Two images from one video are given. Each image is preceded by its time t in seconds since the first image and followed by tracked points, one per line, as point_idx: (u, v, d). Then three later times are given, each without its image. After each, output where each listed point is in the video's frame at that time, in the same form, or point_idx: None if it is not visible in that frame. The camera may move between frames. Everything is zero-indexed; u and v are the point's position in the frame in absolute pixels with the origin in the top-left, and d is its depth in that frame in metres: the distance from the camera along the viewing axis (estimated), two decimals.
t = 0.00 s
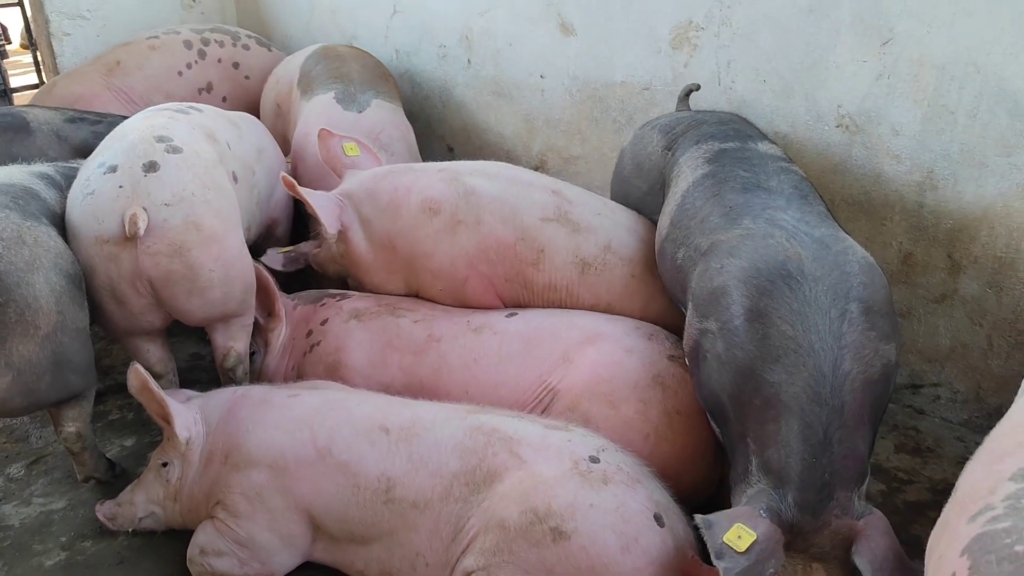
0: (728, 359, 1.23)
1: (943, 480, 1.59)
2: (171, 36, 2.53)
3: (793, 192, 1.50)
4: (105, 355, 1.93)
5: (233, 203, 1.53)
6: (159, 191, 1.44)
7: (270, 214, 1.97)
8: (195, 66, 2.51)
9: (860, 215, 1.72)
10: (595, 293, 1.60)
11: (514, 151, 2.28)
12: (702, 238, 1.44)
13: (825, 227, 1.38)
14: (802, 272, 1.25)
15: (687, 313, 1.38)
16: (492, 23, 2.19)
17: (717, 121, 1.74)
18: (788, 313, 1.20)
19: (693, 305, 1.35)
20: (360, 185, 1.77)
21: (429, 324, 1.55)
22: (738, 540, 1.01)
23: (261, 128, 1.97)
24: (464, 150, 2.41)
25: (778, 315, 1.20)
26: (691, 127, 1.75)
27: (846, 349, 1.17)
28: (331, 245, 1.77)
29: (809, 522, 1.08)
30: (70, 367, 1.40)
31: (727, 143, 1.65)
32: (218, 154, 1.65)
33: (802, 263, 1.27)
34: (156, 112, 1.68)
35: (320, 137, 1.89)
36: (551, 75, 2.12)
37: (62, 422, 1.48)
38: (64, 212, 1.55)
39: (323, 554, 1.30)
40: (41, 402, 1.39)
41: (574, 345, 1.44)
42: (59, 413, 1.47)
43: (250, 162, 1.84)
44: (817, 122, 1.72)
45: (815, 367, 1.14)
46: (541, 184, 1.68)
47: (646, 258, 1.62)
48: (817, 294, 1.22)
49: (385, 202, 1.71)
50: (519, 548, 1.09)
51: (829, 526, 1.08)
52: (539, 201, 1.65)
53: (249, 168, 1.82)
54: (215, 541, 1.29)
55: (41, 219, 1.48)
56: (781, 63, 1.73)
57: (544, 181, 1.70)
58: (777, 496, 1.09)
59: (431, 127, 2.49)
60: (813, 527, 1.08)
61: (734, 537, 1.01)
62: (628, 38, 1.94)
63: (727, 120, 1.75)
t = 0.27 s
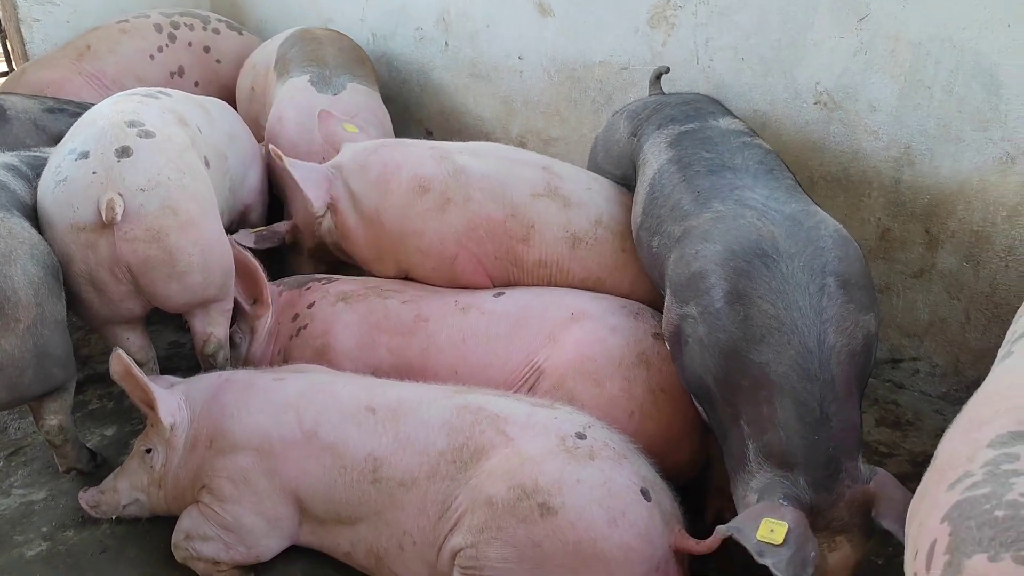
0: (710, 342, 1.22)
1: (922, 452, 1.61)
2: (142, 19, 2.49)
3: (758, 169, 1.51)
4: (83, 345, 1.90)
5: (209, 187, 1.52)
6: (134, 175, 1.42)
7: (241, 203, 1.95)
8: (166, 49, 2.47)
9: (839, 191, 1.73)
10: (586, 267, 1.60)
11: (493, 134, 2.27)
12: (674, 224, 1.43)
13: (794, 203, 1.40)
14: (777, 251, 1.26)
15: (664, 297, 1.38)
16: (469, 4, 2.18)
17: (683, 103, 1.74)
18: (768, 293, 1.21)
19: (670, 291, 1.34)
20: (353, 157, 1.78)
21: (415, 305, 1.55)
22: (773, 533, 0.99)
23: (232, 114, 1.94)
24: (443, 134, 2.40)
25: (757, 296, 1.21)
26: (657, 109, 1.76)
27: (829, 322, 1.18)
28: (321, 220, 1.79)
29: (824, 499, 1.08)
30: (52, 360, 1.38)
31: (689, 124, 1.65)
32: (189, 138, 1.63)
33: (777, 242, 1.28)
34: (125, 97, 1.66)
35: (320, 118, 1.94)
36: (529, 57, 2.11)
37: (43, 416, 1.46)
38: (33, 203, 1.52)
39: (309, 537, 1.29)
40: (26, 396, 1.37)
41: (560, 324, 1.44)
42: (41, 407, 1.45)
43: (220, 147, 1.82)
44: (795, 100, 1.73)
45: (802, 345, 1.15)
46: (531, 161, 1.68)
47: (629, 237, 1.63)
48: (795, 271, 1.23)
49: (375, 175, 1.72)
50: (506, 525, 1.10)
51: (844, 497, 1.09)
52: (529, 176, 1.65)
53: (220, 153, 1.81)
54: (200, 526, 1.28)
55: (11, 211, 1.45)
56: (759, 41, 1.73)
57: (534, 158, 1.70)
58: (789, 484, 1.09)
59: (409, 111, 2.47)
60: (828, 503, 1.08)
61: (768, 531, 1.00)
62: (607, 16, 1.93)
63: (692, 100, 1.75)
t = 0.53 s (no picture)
0: (697, 325, 1.23)
1: (902, 432, 1.62)
2: (120, 3, 2.46)
3: (725, 145, 1.51)
4: (65, 331, 1.89)
5: (190, 171, 1.51)
6: (114, 160, 1.41)
7: (219, 187, 1.94)
8: (145, 33, 2.43)
9: (821, 173, 1.74)
10: (569, 253, 1.61)
11: (477, 118, 2.26)
12: (652, 211, 1.43)
13: (766, 178, 1.41)
14: (755, 228, 1.28)
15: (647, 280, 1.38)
16: None
17: (643, 86, 1.74)
18: (751, 271, 1.22)
19: (653, 277, 1.34)
20: (354, 113, 1.75)
21: (398, 287, 1.54)
22: (779, 485, 1.00)
23: (211, 98, 1.93)
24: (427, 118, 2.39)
25: (739, 275, 1.22)
26: (629, 91, 1.75)
27: (812, 292, 1.21)
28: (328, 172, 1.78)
29: (826, 458, 1.11)
30: (31, 348, 1.38)
31: (652, 106, 1.64)
32: (169, 123, 1.62)
33: (754, 220, 1.29)
34: (102, 81, 1.64)
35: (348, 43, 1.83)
36: (512, 40, 2.10)
37: (23, 405, 1.45)
38: (10, 192, 1.51)
39: (291, 519, 1.30)
40: (5, 384, 1.38)
41: (541, 306, 1.44)
42: (20, 396, 1.45)
43: (199, 131, 1.81)
44: (778, 82, 1.73)
45: (789, 316, 1.17)
46: (518, 146, 1.67)
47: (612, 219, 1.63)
48: (774, 247, 1.25)
49: (371, 140, 1.71)
50: (487, 504, 1.11)
51: (844, 454, 1.12)
52: (515, 162, 1.64)
53: (200, 138, 1.79)
54: (181, 509, 1.29)
55: None
56: (741, 23, 1.73)
57: (521, 142, 1.69)
58: (791, 446, 1.11)
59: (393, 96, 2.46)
60: (830, 461, 1.11)
61: (774, 484, 1.00)
62: None
63: (654, 83, 1.73)
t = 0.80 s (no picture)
0: (681, 307, 1.24)
1: (900, 416, 1.62)
2: None
3: (719, 125, 1.51)
4: (71, 312, 1.90)
5: (195, 153, 1.51)
6: (119, 142, 1.42)
7: (225, 169, 1.94)
8: (148, 14, 2.42)
9: (824, 157, 1.73)
10: (570, 234, 1.61)
11: (481, 101, 2.26)
12: (648, 193, 1.44)
13: (758, 160, 1.41)
14: (739, 213, 1.28)
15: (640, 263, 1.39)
16: None
17: (645, 73, 1.74)
18: (731, 255, 1.23)
19: (644, 259, 1.35)
20: (354, 91, 1.76)
21: (401, 268, 1.55)
22: (765, 469, 1.00)
23: (216, 79, 1.93)
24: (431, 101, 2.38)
25: (720, 258, 1.23)
26: (635, 79, 1.75)
27: (793, 276, 1.21)
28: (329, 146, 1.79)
29: (808, 436, 1.11)
30: (38, 329, 1.39)
31: (650, 90, 1.65)
32: (174, 104, 1.62)
33: (739, 204, 1.29)
34: (107, 62, 1.64)
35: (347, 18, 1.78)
36: (517, 23, 2.09)
37: (29, 383, 1.47)
38: (15, 171, 1.52)
39: (294, 498, 1.31)
40: (12, 363, 1.39)
41: (544, 288, 1.45)
42: (26, 374, 1.46)
43: (205, 114, 1.81)
44: (782, 66, 1.72)
45: (766, 298, 1.18)
46: (518, 126, 1.67)
47: (616, 202, 1.63)
48: (757, 231, 1.25)
49: (370, 117, 1.72)
50: (489, 484, 1.12)
51: (827, 434, 1.11)
52: (516, 143, 1.64)
53: (205, 121, 1.80)
54: (186, 486, 1.30)
55: None
56: (746, 6, 1.73)
57: (521, 123, 1.69)
58: (775, 425, 1.11)
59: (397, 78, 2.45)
60: (812, 440, 1.10)
61: (760, 468, 1.00)
62: None
63: (657, 68, 1.75)
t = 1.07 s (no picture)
0: (667, 288, 1.21)
1: (903, 401, 1.62)
2: None
3: (734, 113, 1.48)
4: (79, 291, 1.91)
5: (203, 131, 1.51)
6: (127, 118, 1.42)
7: (235, 149, 1.96)
8: None
9: (833, 142, 1.73)
10: (572, 219, 1.61)
11: (489, 83, 2.25)
12: (654, 173, 1.42)
13: (769, 151, 1.35)
14: (735, 199, 1.23)
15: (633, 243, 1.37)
16: None
17: (673, 60, 1.73)
18: (716, 239, 1.18)
19: (640, 240, 1.33)
20: (353, 75, 1.74)
21: (402, 247, 1.56)
22: (684, 439, 0.97)
23: (223, 58, 1.93)
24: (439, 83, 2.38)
25: (707, 239, 1.19)
26: (657, 65, 1.74)
27: (777, 266, 1.13)
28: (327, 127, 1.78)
29: (753, 428, 1.03)
30: (47, 305, 1.41)
31: (673, 77, 1.65)
32: (183, 82, 1.62)
33: (737, 189, 1.24)
34: (117, 39, 1.65)
35: None
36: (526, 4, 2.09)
37: (39, 357, 1.48)
38: (25, 146, 1.52)
39: (297, 474, 1.32)
40: (21, 338, 1.40)
41: (545, 267, 1.45)
42: (35, 349, 1.48)
43: (214, 93, 1.81)
44: (792, 49, 1.71)
45: (744, 285, 1.11)
46: (519, 109, 1.67)
47: (622, 184, 1.63)
48: (747, 217, 1.19)
49: (368, 102, 1.71)
50: (490, 460, 1.13)
51: (773, 430, 1.03)
52: (517, 127, 1.64)
53: (214, 100, 1.80)
54: (190, 461, 1.32)
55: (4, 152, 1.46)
56: None
57: (522, 106, 1.68)
58: (719, 407, 1.05)
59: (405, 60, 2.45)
60: (761, 435, 1.03)
61: (680, 436, 0.98)
62: None
63: (686, 54, 1.74)
